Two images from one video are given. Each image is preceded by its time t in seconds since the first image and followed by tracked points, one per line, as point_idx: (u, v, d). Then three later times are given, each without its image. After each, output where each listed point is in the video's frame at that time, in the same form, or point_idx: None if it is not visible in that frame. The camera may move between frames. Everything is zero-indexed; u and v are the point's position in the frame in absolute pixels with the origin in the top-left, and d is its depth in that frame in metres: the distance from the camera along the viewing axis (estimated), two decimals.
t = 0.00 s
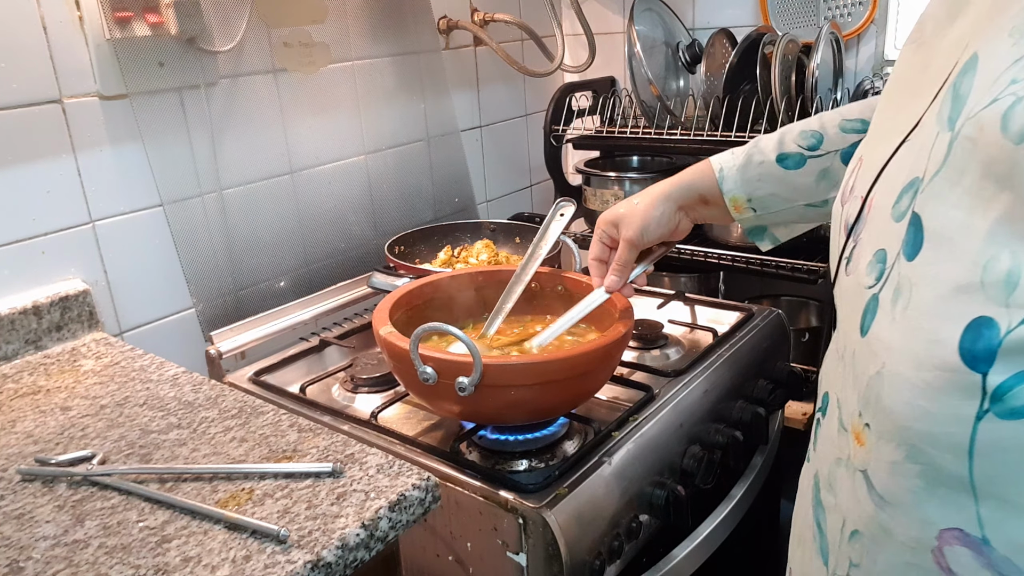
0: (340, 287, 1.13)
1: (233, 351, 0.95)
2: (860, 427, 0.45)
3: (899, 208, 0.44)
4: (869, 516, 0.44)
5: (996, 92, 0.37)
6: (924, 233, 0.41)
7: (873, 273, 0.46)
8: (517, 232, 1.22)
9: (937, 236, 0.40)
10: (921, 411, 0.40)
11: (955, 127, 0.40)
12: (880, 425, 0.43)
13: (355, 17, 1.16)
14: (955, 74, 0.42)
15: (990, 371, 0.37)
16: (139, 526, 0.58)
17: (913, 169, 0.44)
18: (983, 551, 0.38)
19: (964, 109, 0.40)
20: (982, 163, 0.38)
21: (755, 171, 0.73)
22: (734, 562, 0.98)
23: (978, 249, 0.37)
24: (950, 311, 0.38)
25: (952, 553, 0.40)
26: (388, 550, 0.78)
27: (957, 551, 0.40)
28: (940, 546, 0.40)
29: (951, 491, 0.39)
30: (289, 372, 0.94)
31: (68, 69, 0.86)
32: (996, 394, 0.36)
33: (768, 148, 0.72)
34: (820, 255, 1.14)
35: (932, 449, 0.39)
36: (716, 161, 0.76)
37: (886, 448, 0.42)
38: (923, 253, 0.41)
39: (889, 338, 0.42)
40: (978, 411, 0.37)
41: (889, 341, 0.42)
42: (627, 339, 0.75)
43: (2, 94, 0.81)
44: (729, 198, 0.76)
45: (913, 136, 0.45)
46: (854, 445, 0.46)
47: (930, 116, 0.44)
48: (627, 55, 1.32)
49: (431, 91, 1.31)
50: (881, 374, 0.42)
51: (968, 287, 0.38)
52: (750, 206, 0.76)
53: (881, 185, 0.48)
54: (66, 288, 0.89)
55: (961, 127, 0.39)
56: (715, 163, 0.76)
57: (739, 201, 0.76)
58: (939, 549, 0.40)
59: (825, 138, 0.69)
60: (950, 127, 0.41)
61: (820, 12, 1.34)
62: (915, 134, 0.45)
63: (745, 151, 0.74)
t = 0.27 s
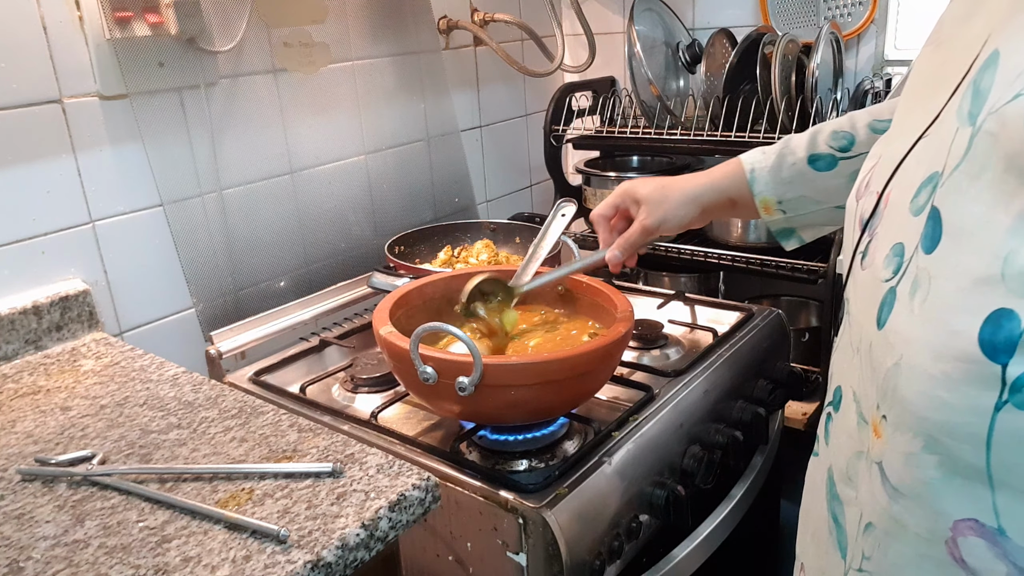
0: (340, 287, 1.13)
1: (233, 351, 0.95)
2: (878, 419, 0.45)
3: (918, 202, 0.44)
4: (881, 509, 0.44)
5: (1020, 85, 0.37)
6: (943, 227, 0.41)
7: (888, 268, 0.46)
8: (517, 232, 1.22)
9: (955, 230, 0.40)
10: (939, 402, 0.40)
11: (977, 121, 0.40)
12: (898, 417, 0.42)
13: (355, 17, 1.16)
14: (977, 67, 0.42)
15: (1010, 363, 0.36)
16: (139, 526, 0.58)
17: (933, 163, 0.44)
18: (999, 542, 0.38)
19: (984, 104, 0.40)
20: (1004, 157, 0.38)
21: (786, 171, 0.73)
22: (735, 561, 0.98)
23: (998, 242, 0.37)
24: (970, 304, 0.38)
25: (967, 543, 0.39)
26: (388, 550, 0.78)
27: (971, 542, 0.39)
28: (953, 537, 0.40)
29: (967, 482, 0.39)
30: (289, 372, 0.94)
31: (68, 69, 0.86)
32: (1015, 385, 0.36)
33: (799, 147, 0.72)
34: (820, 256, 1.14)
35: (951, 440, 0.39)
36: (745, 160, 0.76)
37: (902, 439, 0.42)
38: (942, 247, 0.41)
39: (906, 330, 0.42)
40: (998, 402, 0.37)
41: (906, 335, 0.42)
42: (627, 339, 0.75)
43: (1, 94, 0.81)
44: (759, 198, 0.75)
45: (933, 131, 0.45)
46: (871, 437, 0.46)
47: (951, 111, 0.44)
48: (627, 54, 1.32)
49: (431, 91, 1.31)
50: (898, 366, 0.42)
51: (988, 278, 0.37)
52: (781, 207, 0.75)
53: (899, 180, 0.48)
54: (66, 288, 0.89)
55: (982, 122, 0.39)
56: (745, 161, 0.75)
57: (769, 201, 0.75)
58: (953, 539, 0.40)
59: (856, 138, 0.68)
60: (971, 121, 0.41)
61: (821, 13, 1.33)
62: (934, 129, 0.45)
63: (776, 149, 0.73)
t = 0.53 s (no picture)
0: (340, 287, 1.13)
1: (233, 351, 0.95)
2: (887, 406, 0.45)
3: (931, 193, 0.44)
4: (890, 494, 0.44)
5: None
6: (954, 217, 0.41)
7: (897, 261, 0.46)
8: (517, 232, 1.22)
9: (966, 219, 0.40)
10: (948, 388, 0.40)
11: (992, 112, 0.40)
12: (906, 409, 0.42)
13: (355, 17, 1.16)
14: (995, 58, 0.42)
15: (1018, 349, 0.36)
16: (139, 526, 0.58)
17: (948, 155, 0.43)
18: (1003, 527, 0.38)
19: (999, 97, 0.39)
20: (1020, 147, 0.38)
21: (825, 204, 0.72)
22: (735, 560, 0.98)
23: (1009, 230, 0.37)
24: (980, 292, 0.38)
25: (972, 528, 0.39)
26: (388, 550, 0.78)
27: (976, 527, 0.39)
28: (959, 523, 0.40)
29: (974, 467, 0.39)
30: (289, 372, 0.94)
31: (69, 70, 0.86)
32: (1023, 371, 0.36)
33: (838, 179, 0.71)
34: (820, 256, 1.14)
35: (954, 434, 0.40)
36: (785, 196, 0.76)
37: (911, 424, 0.42)
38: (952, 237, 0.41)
39: (915, 319, 0.42)
40: (1006, 388, 0.37)
41: (915, 325, 0.42)
42: (627, 339, 0.75)
43: (2, 93, 0.81)
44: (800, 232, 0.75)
45: (948, 123, 0.45)
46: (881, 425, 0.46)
47: (966, 103, 0.44)
48: (627, 54, 1.32)
49: (431, 91, 1.31)
50: (906, 356, 0.43)
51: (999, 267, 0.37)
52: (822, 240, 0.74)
53: (913, 173, 0.48)
54: (67, 288, 0.89)
55: (997, 114, 0.39)
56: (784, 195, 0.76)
57: (809, 234, 0.74)
58: (959, 523, 0.40)
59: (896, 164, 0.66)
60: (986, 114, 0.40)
61: (821, 12, 1.33)
62: (948, 121, 0.45)
63: (814, 184, 0.73)
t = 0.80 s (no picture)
0: (340, 287, 1.13)
1: (233, 351, 0.95)
2: (889, 388, 0.48)
3: (936, 181, 0.48)
4: (889, 473, 0.47)
5: None
6: (957, 202, 0.44)
7: (903, 243, 0.50)
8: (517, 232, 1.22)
9: (969, 203, 0.43)
10: (946, 367, 0.43)
11: (994, 105, 0.43)
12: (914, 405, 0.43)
13: (355, 17, 1.16)
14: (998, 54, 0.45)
15: (1012, 323, 0.40)
16: (139, 526, 0.58)
17: (952, 146, 0.47)
18: (994, 501, 0.41)
19: (1003, 89, 0.43)
20: (1019, 135, 0.41)
21: (853, 233, 0.77)
22: (735, 560, 0.97)
23: (1007, 213, 0.41)
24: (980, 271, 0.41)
25: (966, 503, 0.42)
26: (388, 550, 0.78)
27: (969, 502, 0.42)
28: (952, 498, 0.43)
29: (967, 443, 0.42)
30: (289, 372, 0.94)
31: (68, 70, 0.86)
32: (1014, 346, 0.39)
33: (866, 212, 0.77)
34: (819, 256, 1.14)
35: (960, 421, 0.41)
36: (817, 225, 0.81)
37: (910, 405, 0.45)
38: (955, 220, 0.44)
39: (918, 299, 0.46)
40: (999, 362, 0.40)
41: (919, 303, 0.45)
42: (627, 340, 0.75)
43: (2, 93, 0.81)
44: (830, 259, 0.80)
45: (953, 119, 0.49)
46: (882, 406, 0.49)
47: (971, 98, 0.47)
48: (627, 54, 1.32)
49: (431, 91, 1.31)
50: (908, 335, 0.46)
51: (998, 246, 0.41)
52: (851, 266, 0.79)
53: (921, 166, 0.51)
54: (66, 288, 0.89)
55: (1000, 105, 0.42)
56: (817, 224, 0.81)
57: (839, 261, 0.79)
58: (953, 498, 0.43)
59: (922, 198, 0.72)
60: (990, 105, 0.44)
61: (821, 12, 1.33)
62: (954, 117, 0.49)
63: (844, 215, 0.79)
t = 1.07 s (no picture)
0: (340, 287, 1.13)
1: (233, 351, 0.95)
2: (882, 375, 0.48)
3: (932, 173, 0.47)
4: (882, 459, 0.47)
5: None
6: (950, 193, 0.44)
7: (898, 234, 0.50)
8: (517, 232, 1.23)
9: (961, 194, 0.43)
10: (938, 354, 0.43)
11: (989, 95, 0.43)
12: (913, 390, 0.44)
13: (355, 17, 1.16)
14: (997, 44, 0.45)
15: (999, 309, 0.39)
16: (139, 526, 0.58)
17: (948, 137, 0.47)
18: (982, 484, 0.41)
19: (996, 82, 0.42)
20: (1012, 123, 0.40)
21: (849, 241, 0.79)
22: (735, 560, 0.97)
23: (999, 202, 0.40)
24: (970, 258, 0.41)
25: (955, 486, 0.42)
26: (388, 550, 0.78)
27: (958, 485, 0.42)
28: (943, 482, 0.43)
29: (956, 426, 0.42)
30: (289, 372, 0.94)
31: (68, 70, 0.86)
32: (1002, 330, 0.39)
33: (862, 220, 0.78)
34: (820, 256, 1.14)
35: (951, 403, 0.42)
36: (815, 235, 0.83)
37: (903, 390, 0.45)
38: (947, 211, 0.44)
39: (910, 288, 0.45)
40: (987, 346, 0.40)
41: (911, 293, 0.45)
42: (627, 340, 0.74)
43: (2, 93, 0.81)
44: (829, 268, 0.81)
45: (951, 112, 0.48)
46: (876, 394, 0.49)
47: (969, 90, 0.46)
48: (627, 54, 1.32)
49: (431, 90, 1.31)
50: (900, 324, 0.46)
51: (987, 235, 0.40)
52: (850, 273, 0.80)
53: (919, 160, 0.51)
54: (66, 288, 0.89)
55: (994, 98, 0.42)
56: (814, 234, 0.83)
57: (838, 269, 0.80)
58: (944, 480, 0.43)
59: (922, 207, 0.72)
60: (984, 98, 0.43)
61: (821, 12, 1.33)
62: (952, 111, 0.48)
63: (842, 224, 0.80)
